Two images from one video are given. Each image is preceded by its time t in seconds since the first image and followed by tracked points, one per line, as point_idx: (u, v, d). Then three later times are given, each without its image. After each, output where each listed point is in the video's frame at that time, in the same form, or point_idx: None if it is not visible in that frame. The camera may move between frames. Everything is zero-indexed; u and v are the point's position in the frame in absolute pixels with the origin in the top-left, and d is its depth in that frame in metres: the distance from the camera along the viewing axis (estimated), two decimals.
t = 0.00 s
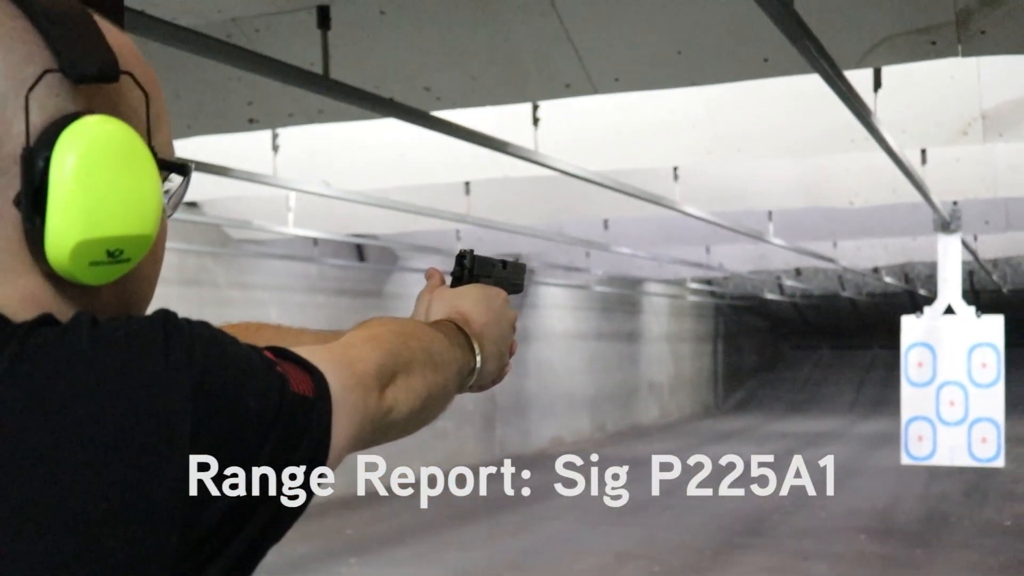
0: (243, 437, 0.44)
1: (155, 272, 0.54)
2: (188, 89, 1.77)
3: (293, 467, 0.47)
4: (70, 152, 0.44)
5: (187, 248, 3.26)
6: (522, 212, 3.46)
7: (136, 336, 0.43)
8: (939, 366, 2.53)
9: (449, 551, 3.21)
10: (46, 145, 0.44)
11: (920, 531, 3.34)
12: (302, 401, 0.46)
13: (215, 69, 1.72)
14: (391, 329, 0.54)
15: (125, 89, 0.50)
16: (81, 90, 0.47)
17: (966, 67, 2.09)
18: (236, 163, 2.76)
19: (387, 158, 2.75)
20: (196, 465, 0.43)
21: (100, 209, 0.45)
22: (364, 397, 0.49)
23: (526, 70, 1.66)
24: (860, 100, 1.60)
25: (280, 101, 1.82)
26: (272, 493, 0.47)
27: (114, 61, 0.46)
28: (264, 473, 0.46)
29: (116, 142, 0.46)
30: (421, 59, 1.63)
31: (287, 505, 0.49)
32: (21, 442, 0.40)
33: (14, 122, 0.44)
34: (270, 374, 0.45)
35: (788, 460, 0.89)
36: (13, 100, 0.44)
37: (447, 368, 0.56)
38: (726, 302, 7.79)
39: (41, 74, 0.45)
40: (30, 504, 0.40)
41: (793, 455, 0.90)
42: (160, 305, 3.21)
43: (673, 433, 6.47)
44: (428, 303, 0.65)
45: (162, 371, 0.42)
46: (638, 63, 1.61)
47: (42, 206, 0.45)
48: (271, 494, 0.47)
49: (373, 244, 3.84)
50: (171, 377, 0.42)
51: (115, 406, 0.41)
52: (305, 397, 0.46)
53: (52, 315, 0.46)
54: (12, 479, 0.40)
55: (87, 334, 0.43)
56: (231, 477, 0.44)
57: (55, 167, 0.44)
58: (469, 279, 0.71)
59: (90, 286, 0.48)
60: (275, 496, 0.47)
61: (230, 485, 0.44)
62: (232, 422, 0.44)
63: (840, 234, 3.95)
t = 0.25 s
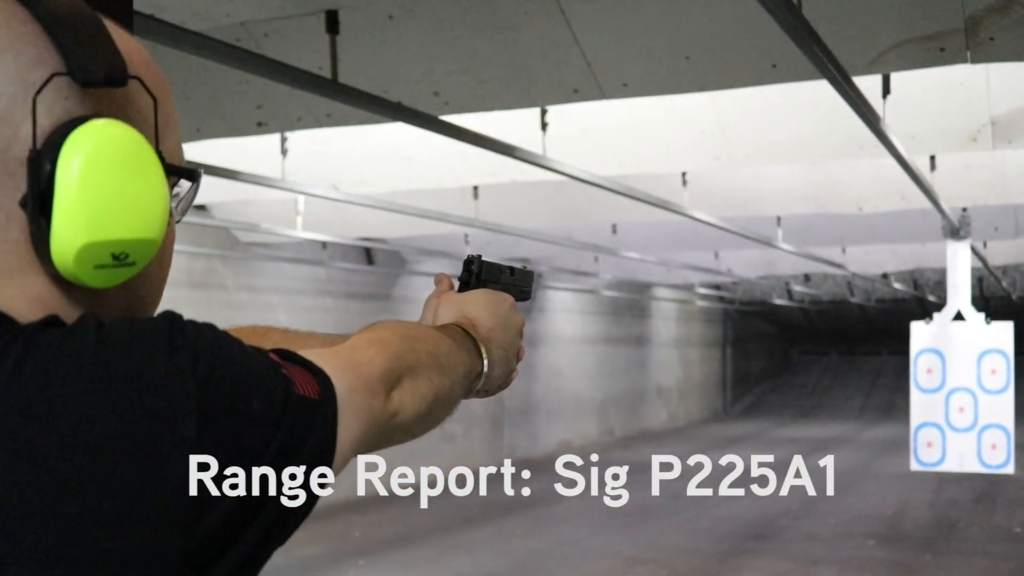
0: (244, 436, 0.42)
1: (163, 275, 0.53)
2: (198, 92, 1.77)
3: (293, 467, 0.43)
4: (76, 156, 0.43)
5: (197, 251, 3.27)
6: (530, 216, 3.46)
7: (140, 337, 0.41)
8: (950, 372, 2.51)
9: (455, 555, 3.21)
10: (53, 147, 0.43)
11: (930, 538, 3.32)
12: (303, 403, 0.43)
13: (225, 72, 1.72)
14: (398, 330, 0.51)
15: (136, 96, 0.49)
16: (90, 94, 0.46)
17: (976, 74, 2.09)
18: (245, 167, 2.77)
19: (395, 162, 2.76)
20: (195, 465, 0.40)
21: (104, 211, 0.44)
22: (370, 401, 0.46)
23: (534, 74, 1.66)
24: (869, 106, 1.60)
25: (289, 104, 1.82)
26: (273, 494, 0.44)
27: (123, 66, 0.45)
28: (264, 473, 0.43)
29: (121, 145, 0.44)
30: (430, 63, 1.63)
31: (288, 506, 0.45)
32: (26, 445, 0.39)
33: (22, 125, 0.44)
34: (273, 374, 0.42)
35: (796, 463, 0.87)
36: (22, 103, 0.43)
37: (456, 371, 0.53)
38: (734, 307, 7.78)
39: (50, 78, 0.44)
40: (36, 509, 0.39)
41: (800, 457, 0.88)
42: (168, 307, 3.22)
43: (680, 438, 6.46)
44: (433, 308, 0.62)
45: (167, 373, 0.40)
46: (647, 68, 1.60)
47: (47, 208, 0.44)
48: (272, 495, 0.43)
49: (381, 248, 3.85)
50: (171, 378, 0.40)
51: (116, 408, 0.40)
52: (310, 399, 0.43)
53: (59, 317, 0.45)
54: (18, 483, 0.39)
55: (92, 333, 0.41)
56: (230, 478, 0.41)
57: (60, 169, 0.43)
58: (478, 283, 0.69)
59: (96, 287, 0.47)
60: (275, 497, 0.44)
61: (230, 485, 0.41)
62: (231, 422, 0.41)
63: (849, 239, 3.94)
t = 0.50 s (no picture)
0: (244, 433, 0.42)
1: (164, 269, 0.53)
2: (197, 86, 1.77)
3: (292, 467, 0.44)
4: (75, 151, 0.43)
5: (195, 245, 3.27)
6: (529, 211, 3.46)
7: (138, 332, 0.41)
8: (947, 367, 2.51)
9: (455, 549, 3.21)
10: (53, 141, 0.43)
11: (927, 532, 3.33)
12: (300, 398, 0.43)
13: (223, 66, 1.72)
14: (395, 324, 0.51)
15: (134, 88, 0.49)
16: (90, 88, 0.46)
17: (974, 70, 2.09)
18: (243, 161, 2.76)
19: (394, 157, 2.76)
20: (195, 464, 0.41)
21: (103, 207, 0.44)
22: (367, 395, 0.46)
23: (533, 69, 1.65)
24: (868, 101, 1.60)
25: (287, 98, 1.82)
26: (273, 493, 0.44)
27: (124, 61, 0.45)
28: (263, 471, 0.43)
29: (121, 140, 0.44)
30: (428, 57, 1.63)
31: (287, 506, 0.46)
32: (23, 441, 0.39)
33: (21, 118, 0.43)
34: (272, 371, 0.42)
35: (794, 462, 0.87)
36: (21, 96, 0.43)
37: (452, 366, 0.53)
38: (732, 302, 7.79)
39: (49, 71, 0.44)
40: (31, 504, 0.39)
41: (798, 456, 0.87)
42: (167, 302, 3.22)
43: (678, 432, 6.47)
44: (433, 303, 0.62)
45: (166, 369, 0.40)
46: (646, 63, 1.60)
47: (47, 203, 0.44)
48: (271, 494, 0.44)
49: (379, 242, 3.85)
50: (171, 374, 0.40)
51: (114, 403, 0.39)
52: (307, 393, 0.43)
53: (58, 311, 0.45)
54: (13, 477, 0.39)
55: (89, 328, 0.41)
56: (231, 478, 0.42)
57: (60, 165, 0.43)
58: (476, 280, 0.69)
59: (96, 283, 0.47)
60: (275, 497, 0.45)
61: (230, 485, 0.42)
62: (230, 418, 0.41)
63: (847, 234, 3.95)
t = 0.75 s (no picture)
0: (244, 430, 0.41)
1: (161, 264, 0.51)
2: (190, 81, 1.76)
3: (292, 467, 0.43)
4: (74, 144, 0.42)
5: (190, 241, 3.26)
6: (524, 205, 3.46)
7: (137, 325, 0.39)
8: (943, 360, 2.51)
9: (451, 544, 3.21)
10: (49, 135, 0.42)
11: (924, 525, 3.34)
12: (301, 391, 0.42)
13: (217, 61, 1.71)
14: (395, 317, 0.50)
15: (132, 80, 0.47)
16: (87, 81, 0.44)
17: (969, 62, 2.10)
18: (238, 156, 2.76)
19: (389, 152, 2.75)
20: (195, 464, 0.39)
21: (102, 200, 0.43)
22: (367, 388, 0.45)
23: (528, 63, 1.65)
24: (863, 94, 1.59)
25: (282, 93, 1.81)
26: (273, 493, 0.43)
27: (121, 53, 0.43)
28: (263, 468, 0.42)
29: (119, 133, 0.43)
30: (423, 51, 1.62)
31: (286, 506, 0.45)
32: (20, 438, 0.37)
33: (18, 112, 0.42)
34: (271, 365, 0.41)
35: (796, 463, 0.85)
36: (18, 89, 0.42)
37: (451, 359, 0.52)
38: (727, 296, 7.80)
39: (46, 64, 0.42)
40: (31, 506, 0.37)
41: (800, 458, 0.86)
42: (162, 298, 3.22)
43: (674, 426, 6.48)
44: (431, 297, 0.62)
45: (166, 364, 0.39)
46: (642, 56, 1.60)
47: (45, 197, 0.42)
48: (272, 494, 0.43)
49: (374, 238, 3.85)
50: (170, 369, 0.39)
51: (116, 401, 0.38)
52: (307, 388, 0.42)
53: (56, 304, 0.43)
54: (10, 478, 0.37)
55: (88, 322, 0.39)
56: (231, 478, 0.41)
57: (58, 158, 0.42)
58: (475, 273, 0.69)
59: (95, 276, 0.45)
60: (275, 497, 0.43)
61: (230, 485, 0.41)
62: (231, 414, 0.40)
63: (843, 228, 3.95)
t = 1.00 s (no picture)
0: (246, 429, 0.40)
1: (164, 265, 0.48)
2: (184, 81, 1.76)
3: (293, 467, 0.41)
4: (73, 144, 0.40)
5: (186, 241, 3.26)
6: (520, 201, 3.46)
7: (138, 324, 0.39)
8: (940, 349, 2.52)
9: (452, 540, 3.22)
10: (49, 136, 0.40)
11: (923, 514, 3.35)
12: (305, 390, 0.41)
13: (210, 60, 1.71)
14: (398, 314, 0.50)
15: (131, 79, 0.45)
16: (87, 80, 0.42)
17: (963, 49, 2.11)
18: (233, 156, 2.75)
19: (383, 150, 2.75)
20: (195, 465, 0.39)
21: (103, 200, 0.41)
22: (372, 386, 0.44)
23: (522, 57, 1.64)
24: (858, 84, 1.59)
25: (276, 91, 1.81)
26: (273, 494, 0.42)
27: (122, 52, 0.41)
28: (266, 469, 0.41)
29: (120, 131, 0.41)
30: (417, 48, 1.62)
31: (287, 507, 0.43)
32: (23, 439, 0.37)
33: (17, 112, 0.40)
34: (273, 363, 0.40)
35: (796, 463, 0.85)
36: (17, 90, 0.40)
37: (455, 355, 0.51)
38: (724, 288, 7.81)
39: (45, 64, 0.40)
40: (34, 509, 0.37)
41: (800, 458, 0.85)
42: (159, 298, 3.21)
43: (673, 419, 6.49)
44: (431, 295, 0.61)
45: (166, 362, 0.38)
46: (636, 48, 1.59)
47: (45, 197, 0.40)
48: (272, 494, 0.42)
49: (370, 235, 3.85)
50: (170, 367, 0.38)
51: (119, 402, 0.38)
52: (312, 386, 0.41)
53: (59, 305, 0.42)
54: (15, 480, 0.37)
55: (92, 324, 0.39)
56: (231, 478, 0.40)
57: (58, 159, 0.40)
58: (475, 269, 0.69)
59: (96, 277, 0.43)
60: (276, 498, 0.42)
61: (230, 485, 0.40)
62: (233, 413, 0.39)
63: (839, 218, 3.96)
